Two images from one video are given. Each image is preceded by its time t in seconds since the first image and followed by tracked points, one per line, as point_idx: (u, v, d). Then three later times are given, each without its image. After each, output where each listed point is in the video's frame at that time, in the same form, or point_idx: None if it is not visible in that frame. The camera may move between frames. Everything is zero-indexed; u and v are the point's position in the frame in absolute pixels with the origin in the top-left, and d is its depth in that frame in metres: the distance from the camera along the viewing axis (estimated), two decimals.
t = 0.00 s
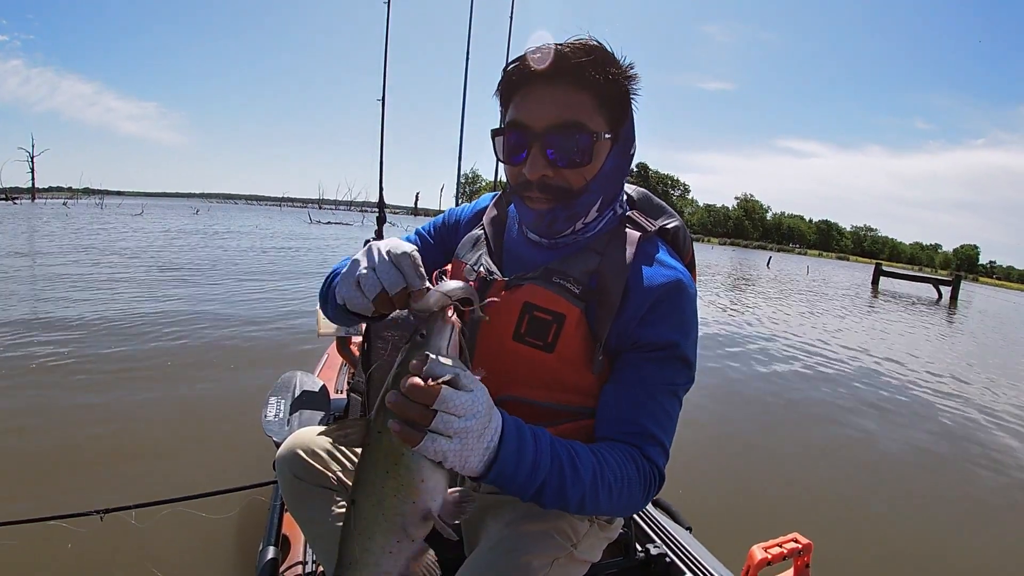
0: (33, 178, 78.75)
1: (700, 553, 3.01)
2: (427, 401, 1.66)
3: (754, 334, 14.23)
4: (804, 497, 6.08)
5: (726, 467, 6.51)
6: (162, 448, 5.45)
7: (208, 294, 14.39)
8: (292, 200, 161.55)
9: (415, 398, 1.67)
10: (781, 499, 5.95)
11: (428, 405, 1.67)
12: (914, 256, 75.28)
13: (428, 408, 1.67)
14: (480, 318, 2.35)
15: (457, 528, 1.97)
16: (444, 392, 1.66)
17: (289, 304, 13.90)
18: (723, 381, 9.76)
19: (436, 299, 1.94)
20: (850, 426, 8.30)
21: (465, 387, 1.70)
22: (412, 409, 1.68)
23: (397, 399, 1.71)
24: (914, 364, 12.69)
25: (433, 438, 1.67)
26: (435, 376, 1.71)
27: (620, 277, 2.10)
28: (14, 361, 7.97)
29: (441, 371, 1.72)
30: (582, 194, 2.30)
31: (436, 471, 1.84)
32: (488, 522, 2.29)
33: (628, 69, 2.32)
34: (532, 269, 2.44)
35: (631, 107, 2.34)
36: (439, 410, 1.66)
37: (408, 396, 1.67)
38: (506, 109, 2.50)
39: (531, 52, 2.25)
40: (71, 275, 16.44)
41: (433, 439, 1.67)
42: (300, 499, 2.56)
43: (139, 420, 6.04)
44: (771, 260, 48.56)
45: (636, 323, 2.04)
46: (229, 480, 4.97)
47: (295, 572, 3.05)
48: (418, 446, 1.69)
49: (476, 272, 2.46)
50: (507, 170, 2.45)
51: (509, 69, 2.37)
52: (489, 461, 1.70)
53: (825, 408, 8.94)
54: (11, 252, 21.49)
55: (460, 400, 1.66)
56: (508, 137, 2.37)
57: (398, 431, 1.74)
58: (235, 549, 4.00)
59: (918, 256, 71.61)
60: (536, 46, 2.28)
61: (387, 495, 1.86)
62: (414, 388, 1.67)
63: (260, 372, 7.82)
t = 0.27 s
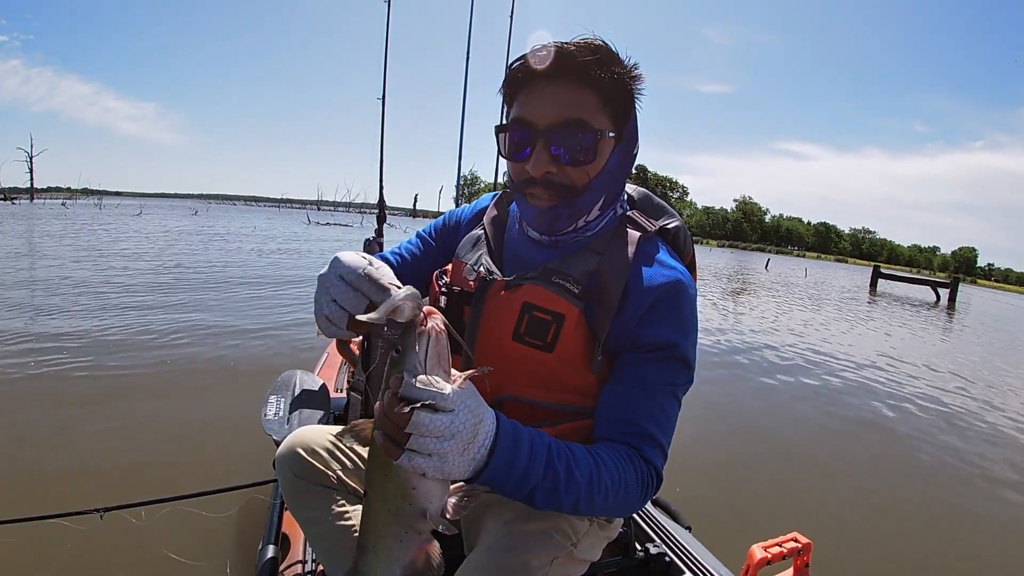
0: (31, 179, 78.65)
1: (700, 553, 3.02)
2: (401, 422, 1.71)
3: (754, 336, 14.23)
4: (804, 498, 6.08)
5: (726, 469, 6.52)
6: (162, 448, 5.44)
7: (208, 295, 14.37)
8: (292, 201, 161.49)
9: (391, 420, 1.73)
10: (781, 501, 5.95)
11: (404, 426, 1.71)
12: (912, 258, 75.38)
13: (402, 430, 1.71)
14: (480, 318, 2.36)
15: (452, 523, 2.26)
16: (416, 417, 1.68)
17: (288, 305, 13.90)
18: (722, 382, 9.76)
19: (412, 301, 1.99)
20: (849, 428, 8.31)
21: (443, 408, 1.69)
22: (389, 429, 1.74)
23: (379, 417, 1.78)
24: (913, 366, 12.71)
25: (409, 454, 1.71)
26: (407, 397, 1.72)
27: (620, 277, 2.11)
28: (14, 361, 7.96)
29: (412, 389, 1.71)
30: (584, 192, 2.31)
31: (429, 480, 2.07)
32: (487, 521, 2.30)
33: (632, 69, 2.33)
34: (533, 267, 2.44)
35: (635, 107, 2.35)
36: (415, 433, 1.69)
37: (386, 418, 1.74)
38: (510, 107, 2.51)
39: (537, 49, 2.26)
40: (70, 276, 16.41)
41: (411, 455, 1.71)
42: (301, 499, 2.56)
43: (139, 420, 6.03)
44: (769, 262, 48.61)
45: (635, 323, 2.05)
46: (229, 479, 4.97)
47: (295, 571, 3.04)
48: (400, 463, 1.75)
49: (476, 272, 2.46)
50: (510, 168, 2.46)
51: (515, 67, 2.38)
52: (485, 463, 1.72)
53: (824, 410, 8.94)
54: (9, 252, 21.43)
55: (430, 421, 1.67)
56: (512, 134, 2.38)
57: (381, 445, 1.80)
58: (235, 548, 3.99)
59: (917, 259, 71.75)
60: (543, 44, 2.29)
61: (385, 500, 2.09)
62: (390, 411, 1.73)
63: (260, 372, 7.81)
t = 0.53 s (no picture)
0: (29, 181, 78.60)
1: (698, 554, 3.02)
2: (402, 410, 1.73)
3: (753, 337, 14.26)
4: (802, 499, 6.10)
5: (725, 469, 6.53)
6: (161, 448, 5.45)
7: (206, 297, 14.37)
8: (291, 203, 161.60)
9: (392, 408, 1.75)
10: (780, 501, 5.97)
11: (405, 414, 1.73)
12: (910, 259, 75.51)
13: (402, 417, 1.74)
14: (478, 318, 2.37)
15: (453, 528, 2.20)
16: (418, 404, 1.70)
17: (287, 306, 13.91)
18: (721, 384, 9.78)
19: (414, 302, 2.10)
20: (848, 429, 8.33)
21: (444, 396, 1.71)
22: (390, 418, 1.76)
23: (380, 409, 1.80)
24: (911, 367, 12.74)
25: (410, 444, 1.72)
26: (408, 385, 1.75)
27: (617, 278, 2.12)
28: (13, 363, 7.96)
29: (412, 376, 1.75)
30: (581, 192, 2.32)
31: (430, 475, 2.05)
32: (486, 521, 2.30)
33: (629, 68, 2.35)
34: (530, 267, 2.45)
35: (632, 106, 2.37)
36: (417, 421, 1.71)
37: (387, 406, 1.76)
38: (507, 107, 2.52)
39: (534, 49, 2.27)
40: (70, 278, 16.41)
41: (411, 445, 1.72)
42: (300, 498, 2.56)
43: (138, 421, 6.03)
44: (768, 263, 48.68)
45: (633, 323, 2.06)
46: (228, 480, 4.98)
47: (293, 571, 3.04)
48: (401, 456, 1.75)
49: (473, 272, 2.48)
50: (507, 168, 2.47)
51: (511, 66, 2.39)
52: (484, 459, 1.72)
53: (823, 411, 8.96)
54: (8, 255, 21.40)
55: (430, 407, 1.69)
56: (508, 134, 2.39)
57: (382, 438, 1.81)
58: (234, 547, 4.00)
59: (915, 260, 71.89)
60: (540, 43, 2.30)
61: (385, 497, 2.07)
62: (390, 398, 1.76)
63: (259, 374, 7.81)
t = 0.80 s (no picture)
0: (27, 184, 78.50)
1: (700, 556, 3.03)
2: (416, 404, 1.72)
3: (752, 338, 14.28)
4: (802, 498, 6.11)
5: (724, 469, 6.54)
6: (162, 450, 5.45)
7: (206, 299, 14.36)
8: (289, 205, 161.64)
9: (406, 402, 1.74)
10: (779, 501, 5.97)
11: (420, 408, 1.72)
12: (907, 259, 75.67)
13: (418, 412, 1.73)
14: (483, 320, 2.37)
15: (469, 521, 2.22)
16: (432, 396, 1.70)
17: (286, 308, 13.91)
18: (721, 384, 9.79)
19: (423, 299, 2.03)
20: (848, 429, 8.34)
21: (458, 390, 1.72)
22: (403, 412, 1.74)
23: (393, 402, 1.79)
24: (910, 367, 12.76)
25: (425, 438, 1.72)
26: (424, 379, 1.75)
27: (621, 279, 2.13)
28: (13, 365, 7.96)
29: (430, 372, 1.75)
30: (583, 194, 2.33)
31: (442, 471, 2.04)
32: (489, 523, 2.31)
33: (630, 70, 2.35)
34: (534, 270, 2.46)
35: (634, 108, 2.37)
36: (432, 414, 1.71)
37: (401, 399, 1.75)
38: (509, 110, 2.53)
39: (536, 51, 2.28)
40: (69, 281, 16.40)
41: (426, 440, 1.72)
42: (301, 499, 2.56)
43: (138, 423, 6.03)
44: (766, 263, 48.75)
45: (637, 325, 2.07)
46: (228, 481, 4.97)
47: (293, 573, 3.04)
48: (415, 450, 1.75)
49: (476, 274, 2.50)
50: (510, 171, 2.48)
51: (512, 70, 2.40)
52: (495, 459, 1.73)
53: (822, 411, 8.97)
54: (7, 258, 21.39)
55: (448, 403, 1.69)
56: (511, 137, 2.40)
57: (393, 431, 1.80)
58: (234, 548, 4.00)
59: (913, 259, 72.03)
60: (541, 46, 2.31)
61: (400, 496, 2.07)
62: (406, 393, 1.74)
63: (259, 377, 7.80)
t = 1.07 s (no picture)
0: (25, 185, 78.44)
1: (700, 559, 3.03)
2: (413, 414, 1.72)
3: (751, 337, 14.29)
4: (801, 498, 6.11)
5: (724, 469, 6.54)
6: (161, 453, 5.43)
7: (205, 300, 14.34)
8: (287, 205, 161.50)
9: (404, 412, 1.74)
10: (779, 501, 5.98)
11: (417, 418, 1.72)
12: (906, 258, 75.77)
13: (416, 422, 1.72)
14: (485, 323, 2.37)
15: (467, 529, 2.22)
16: (428, 407, 1.71)
17: (285, 309, 13.90)
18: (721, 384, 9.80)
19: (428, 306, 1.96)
20: (847, 428, 8.35)
21: (456, 400, 1.72)
22: (401, 421, 1.74)
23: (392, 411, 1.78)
24: (909, 365, 12.77)
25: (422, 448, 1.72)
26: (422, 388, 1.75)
27: (623, 283, 2.13)
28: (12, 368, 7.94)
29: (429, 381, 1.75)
30: (584, 197, 2.32)
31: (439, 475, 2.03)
32: (490, 528, 2.31)
33: (631, 73, 2.35)
34: (535, 274, 2.46)
35: (634, 111, 2.37)
36: (427, 425, 1.71)
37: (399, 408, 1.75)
38: (509, 114, 2.53)
39: (536, 56, 2.28)
40: (68, 282, 16.38)
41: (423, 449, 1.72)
42: (301, 502, 2.56)
43: (138, 426, 6.02)
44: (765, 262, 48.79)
45: (639, 329, 2.06)
46: (229, 484, 4.97)
47: None
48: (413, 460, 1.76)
49: (478, 277, 2.49)
50: (511, 175, 2.48)
51: (513, 74, 2.40)
52: (497, 465, 1.73)
53: (822, 410, 8.97)
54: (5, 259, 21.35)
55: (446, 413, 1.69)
56: (512, 141, 2.40)
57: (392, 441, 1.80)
58: (236, 551, 4.00)
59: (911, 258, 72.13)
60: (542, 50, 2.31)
61: (397, 503, 2.07)
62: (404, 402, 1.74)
63: (258, 379, 7.79)
